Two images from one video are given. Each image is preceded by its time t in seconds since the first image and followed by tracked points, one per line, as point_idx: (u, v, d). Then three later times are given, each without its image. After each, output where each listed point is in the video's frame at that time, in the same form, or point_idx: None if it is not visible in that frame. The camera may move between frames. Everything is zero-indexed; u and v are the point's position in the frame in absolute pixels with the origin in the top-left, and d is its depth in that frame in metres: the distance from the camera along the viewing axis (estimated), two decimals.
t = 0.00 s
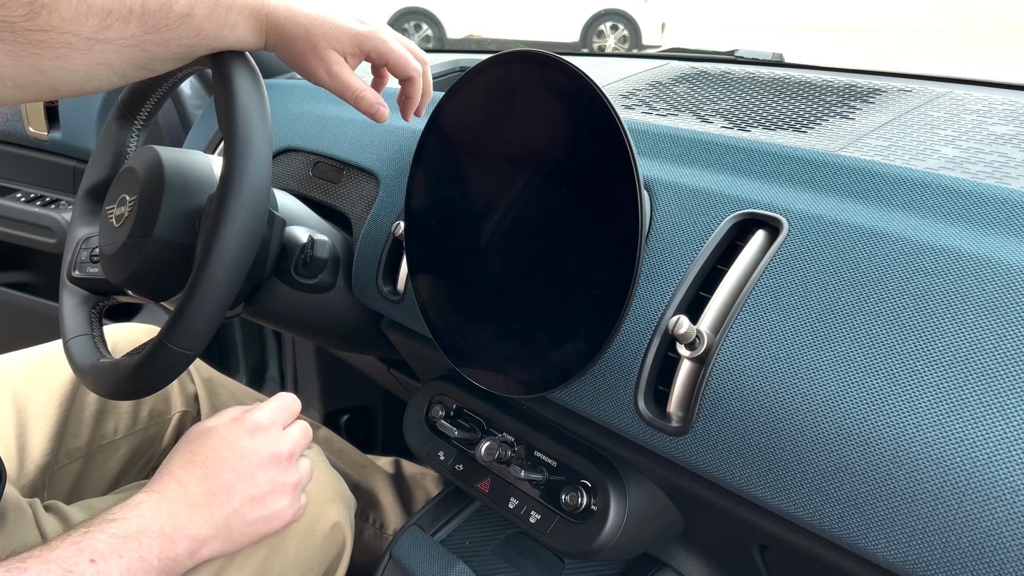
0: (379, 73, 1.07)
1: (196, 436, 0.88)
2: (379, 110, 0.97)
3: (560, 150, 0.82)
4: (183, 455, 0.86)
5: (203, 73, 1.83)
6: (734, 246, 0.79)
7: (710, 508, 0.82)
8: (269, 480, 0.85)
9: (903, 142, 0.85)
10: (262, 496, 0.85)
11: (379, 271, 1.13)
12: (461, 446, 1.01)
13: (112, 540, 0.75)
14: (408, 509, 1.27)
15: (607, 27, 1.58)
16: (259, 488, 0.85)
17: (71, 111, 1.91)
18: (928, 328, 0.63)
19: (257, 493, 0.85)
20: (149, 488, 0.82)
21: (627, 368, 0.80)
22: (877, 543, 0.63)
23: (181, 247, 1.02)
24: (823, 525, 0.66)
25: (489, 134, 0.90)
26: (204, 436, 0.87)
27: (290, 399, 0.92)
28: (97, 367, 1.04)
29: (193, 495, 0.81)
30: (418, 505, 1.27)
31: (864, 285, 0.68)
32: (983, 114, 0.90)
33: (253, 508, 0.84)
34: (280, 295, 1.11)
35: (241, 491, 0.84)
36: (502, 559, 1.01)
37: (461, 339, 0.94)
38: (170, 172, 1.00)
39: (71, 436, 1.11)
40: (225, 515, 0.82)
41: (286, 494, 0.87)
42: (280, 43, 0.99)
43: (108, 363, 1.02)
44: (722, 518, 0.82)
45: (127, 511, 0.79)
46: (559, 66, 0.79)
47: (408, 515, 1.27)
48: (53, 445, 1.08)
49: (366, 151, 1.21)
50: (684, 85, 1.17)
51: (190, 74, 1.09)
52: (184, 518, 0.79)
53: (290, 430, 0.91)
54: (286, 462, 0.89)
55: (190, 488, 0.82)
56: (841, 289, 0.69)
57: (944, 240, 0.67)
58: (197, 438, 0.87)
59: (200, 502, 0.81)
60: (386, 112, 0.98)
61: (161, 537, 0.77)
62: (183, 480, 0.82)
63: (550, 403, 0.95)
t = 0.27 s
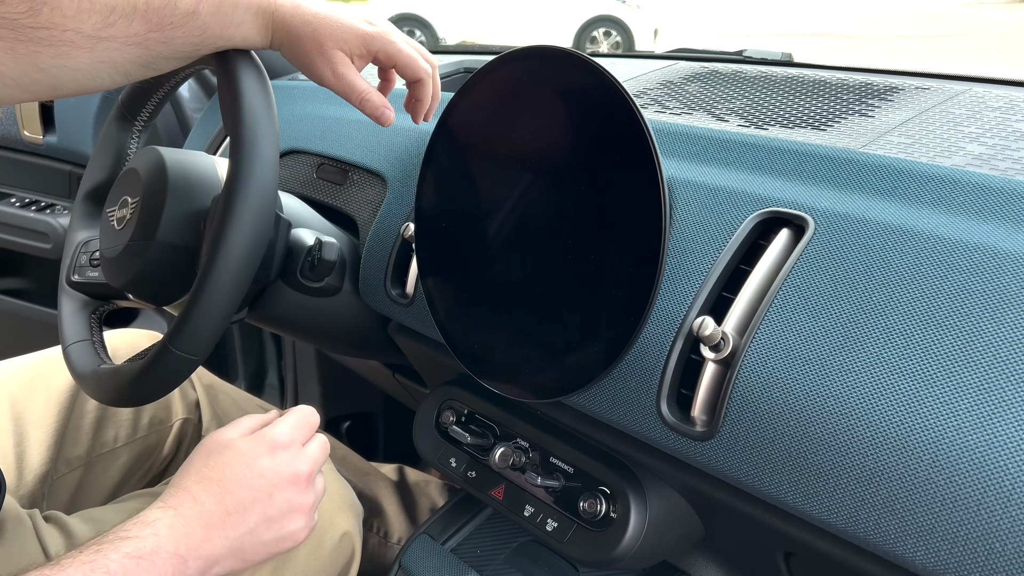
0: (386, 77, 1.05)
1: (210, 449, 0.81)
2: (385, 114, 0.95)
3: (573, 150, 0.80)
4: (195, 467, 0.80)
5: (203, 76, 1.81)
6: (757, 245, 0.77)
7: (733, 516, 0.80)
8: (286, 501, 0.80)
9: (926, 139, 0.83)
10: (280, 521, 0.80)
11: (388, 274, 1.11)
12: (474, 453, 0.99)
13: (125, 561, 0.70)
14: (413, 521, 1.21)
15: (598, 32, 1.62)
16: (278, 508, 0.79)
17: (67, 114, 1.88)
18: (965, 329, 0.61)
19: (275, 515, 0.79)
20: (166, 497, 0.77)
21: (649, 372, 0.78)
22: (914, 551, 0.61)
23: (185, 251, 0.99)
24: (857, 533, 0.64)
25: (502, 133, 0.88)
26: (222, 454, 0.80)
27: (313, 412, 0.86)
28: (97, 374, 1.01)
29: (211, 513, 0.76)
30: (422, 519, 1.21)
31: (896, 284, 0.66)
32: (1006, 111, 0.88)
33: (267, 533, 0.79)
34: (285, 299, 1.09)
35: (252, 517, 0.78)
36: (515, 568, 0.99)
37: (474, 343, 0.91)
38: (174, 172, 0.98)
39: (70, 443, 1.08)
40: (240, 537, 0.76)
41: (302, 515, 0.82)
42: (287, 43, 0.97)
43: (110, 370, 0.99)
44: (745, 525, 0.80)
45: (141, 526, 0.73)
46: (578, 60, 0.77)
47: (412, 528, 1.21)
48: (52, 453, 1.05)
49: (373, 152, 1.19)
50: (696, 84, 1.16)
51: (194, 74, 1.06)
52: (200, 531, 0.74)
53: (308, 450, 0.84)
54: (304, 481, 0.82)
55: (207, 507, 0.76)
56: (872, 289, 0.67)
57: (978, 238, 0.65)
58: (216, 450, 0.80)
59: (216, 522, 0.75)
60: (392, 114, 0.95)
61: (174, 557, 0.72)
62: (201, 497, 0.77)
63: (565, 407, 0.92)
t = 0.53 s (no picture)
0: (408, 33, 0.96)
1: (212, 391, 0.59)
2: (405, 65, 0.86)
3: (586, 153, 0.78)
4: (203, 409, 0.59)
5: (201, 82, 1.79)
6: (774, 250, 0.76)
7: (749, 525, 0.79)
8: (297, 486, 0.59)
9: (941, 142, 0.83)
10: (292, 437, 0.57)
11: (392, 281, 1.10)
12: (482, 462, 0.97)
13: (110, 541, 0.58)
14: (414, 532, 1.16)
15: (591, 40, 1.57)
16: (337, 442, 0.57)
17: (61, 120, 1.85)
18: (993, 337, 0.60)
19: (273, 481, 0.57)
20: (149, 456, 0.63)
21: (666, 379, 0.77)
22: (943, 562, 0.60)
23: (185, 257, 0.96)
24: (884, 543, 0.63)
25: (510, 138, 0.86)
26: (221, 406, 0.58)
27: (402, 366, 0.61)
28: (95, 383, 0.98)
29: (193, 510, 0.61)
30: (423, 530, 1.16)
31: (919, 289, 0.65)
32: (1020, 114, 0.87)
33: (281, 449, 0.57)
34: (289, 306, 1.07)
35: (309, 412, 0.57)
36: None
37: (484, 351, 0.90)
38: (174, 177, 0.95)
39: (67, 454, 1.06)
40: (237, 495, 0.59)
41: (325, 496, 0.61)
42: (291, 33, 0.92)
43: (109, 379, 0.96)
44: (764, 536, 0.78)
45: (117, 490, 0.61)
46: (589, 62, 0.75)
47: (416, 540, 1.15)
48: (49, 465, 1.03)
49: (378, 158, 1.18)
50: (702, 88, 1.15)
51: (194, 77, 1.04)
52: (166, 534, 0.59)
53: (366, 424, 0.58)
54: (309, 475, 0.58)
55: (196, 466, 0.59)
56: (895, 294, 0.66)
57: (1003, 242, 0.64)
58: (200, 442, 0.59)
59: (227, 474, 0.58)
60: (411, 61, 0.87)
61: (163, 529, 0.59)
62: (187, 480, 0.61)
63: (575, 416, 0.91)
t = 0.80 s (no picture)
0: None
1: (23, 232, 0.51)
2: None
3: (591, 158, 0.77)
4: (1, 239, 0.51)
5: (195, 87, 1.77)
6: (780, 256, 0.76)
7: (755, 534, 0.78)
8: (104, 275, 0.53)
9: (946, 147, 0.82)
10: (73, 210, 0.52)
11: (391, 289, 1.09)
12: (484, 471, 0.96)
13: None
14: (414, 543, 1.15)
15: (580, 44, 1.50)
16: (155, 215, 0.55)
17: (55, 126, 1.84)
18: (1006, 344, 0.61)
19: (110, 286, 0.52)
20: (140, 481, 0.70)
21: (673, 387, 0.76)
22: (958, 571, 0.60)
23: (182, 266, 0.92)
24: (898, 553, 0.63)
25: (512, 144, 0.85)
26: (18, 222, 0.51)
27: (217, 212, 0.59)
28: (90, 395, 0.95)
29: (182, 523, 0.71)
30: (422, 541, 1.15)
31: (929, 296, 0.65)
32: None
33: (137, 168, 0.56)
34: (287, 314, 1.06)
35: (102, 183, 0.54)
36: None
37: (487, 359, 0.88)
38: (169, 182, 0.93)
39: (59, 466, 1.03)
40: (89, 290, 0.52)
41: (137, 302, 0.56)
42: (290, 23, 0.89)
43: (105, 393, 0.93)
44: (772, 547, 0.77)
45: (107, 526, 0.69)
46: (593, 66, 0.75)
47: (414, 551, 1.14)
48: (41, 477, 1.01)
49: (376, 164, 1.17)
50: (702, 93, 1.15)
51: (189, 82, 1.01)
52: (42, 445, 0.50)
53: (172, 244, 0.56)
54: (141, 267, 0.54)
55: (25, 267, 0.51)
56: (907, 302, 0.66)
57: (1013, 248, 0.64)
58: (5, 302, 0.49)
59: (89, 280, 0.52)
60: None
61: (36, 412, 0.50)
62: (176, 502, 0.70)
63: (580, 422, 0.89)
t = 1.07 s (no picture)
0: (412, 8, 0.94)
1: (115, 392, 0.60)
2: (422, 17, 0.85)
3: (593, 155, 0.77)
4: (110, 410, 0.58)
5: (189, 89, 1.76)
6: (783, 253, 0.76)
7: (759, 532, 0.77)
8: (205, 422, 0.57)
9: (946, 143, 0.82)
10: (170, 380, 0.57)
11: (390, 288, 1.08)
12: (485, 471, 0.95)
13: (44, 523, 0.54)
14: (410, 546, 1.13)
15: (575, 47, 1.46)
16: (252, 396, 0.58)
17: (46, 129, 1.82)
18: (1011, 337, 0.61)
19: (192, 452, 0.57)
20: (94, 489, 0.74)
21: (677, 385, 0.76)
22: (966, 566, 0.60)
23: (179, 265, 0.92)
24: (906, 548, 0.63)
25: (512, 143, 0.85)
26: (121, 382, 0.59)
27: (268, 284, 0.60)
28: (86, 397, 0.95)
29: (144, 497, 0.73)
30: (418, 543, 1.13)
31: (935, 292, 0.65)
32: None
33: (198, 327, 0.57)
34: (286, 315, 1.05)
35: (210, 366, 0.57)
36: None
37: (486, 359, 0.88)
38: (168, 184, 0.90)
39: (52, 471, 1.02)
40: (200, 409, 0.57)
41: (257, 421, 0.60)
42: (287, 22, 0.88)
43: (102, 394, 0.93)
44: (776, 545, 0.77)
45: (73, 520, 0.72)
46: (592, 62, 0.74)
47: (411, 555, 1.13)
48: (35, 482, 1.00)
49: (373, 164, 1.17)
50: (700, 92, 1.15)
51: (184, 81, 1.00)
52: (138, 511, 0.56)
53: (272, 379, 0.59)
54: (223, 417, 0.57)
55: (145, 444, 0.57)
56: (911, 297, 0.66)
57: (1016, 242, 0.65)
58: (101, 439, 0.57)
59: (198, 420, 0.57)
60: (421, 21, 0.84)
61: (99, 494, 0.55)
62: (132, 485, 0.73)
63: (581, 423, 0.89)
